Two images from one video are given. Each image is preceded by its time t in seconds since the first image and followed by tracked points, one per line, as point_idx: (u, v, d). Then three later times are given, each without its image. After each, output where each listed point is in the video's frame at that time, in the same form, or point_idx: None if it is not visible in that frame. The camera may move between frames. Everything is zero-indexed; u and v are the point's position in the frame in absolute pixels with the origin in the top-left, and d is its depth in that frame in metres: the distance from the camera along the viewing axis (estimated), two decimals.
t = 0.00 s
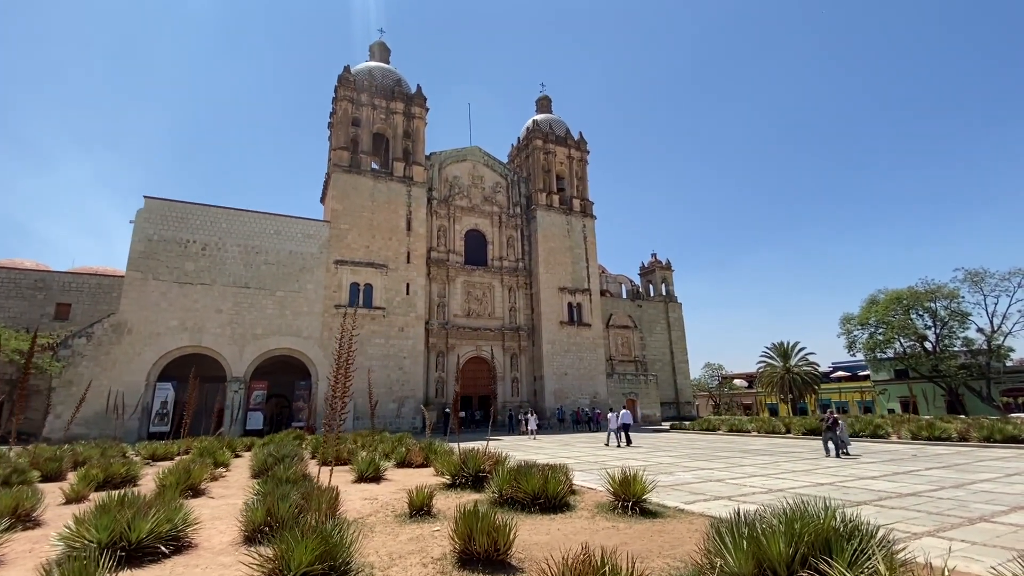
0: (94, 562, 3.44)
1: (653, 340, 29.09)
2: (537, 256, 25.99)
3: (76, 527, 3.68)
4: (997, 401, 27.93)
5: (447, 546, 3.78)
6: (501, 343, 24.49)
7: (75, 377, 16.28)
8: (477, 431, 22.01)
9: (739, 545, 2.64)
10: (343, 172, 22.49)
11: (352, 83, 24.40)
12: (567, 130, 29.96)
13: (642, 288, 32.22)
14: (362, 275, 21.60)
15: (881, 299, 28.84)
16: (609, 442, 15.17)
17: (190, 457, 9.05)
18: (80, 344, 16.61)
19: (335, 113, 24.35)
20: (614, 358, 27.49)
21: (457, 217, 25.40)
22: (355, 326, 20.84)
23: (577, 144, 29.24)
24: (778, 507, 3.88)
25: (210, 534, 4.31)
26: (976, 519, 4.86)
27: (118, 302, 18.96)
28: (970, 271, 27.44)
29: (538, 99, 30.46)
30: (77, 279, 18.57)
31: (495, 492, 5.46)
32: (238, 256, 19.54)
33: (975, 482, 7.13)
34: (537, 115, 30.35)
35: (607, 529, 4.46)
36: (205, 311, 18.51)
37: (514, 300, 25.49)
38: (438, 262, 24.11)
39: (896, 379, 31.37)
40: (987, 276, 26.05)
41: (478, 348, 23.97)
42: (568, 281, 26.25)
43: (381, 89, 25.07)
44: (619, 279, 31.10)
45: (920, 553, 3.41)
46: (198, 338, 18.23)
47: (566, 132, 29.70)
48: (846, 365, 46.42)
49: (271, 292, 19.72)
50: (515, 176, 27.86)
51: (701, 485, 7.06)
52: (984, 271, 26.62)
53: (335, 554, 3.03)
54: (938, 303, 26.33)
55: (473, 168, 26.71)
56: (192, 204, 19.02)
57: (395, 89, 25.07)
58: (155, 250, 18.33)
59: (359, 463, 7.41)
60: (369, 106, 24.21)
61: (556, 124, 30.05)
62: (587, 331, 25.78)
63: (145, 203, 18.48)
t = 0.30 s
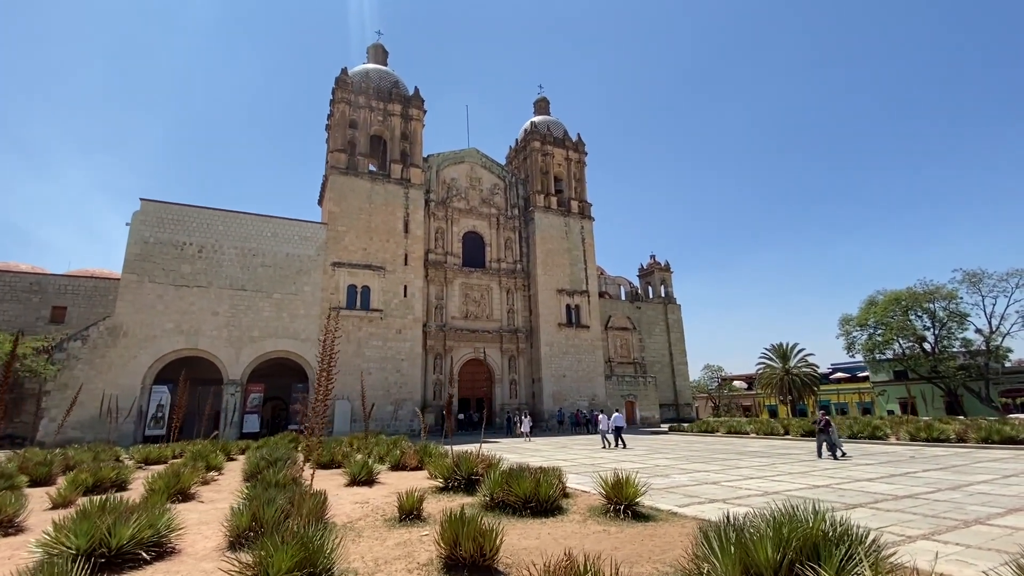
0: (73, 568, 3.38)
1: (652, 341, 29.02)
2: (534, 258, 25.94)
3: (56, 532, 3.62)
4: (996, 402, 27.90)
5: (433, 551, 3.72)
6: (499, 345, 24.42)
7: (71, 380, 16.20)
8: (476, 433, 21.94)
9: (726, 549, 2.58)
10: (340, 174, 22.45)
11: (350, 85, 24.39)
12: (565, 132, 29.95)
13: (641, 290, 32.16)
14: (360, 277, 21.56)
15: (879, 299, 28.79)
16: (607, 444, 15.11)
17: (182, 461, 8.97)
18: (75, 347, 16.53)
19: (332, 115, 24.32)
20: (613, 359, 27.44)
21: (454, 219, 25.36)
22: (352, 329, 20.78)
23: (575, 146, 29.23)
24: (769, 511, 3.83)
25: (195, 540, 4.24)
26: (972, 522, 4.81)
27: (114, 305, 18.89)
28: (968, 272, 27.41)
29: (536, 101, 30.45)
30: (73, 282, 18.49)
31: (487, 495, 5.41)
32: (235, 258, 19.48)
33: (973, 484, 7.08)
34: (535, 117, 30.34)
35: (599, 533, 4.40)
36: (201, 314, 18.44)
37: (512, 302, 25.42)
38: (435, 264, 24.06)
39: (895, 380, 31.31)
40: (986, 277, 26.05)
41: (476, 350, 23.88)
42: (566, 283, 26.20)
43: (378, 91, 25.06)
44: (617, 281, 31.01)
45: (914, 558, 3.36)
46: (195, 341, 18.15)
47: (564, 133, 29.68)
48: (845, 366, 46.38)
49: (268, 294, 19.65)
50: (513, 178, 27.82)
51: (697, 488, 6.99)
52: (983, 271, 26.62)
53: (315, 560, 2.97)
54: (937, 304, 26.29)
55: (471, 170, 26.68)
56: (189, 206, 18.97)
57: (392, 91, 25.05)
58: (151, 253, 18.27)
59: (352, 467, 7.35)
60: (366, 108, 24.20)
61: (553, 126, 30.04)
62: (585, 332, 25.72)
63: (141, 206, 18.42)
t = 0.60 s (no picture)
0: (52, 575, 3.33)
1: (651, 343, 28.94)
2: (533, 259, 25.89)
3: (36, 537, 3.57)
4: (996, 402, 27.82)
5: (418, 556, 3.67)
6: (497, 347, 24.35)
7: (67, 383, 16.15)
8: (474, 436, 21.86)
9: (712, 554, 2.54)
10: (338, 177, 22.41)
11: (348, 87, 24.38)
12: (563, 133, 29.94)
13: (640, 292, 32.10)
14: (357, 279, 21.51)
15: (879, 300, 28.73)
16: (604, 447, 15.05)
17: (176, 465, 8.91)
18: (72, 350, 16.49)
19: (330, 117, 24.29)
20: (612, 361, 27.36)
21: (452, 221, 25.32)
22: (350, 331, 20.73)
23: (573, 148, 29.22)
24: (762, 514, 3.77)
25: (180, 545, 4.18)
26: (969, 525, 4.75)
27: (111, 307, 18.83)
28: (967, 272, 27.37)
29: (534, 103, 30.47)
30: (70, 284, 18.44)
31: (478, 499, 5.36)
32: (232, 261, 19.44)
33: (971, 486, 7.02)
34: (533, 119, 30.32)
35: (589, 537, 4.35)
36: (198, 316, 18.39)
37: (510, 304, 25.36)
38: (433, 265, 24.01)
39: (895, 381, 31.23)
40: (985, 277, 26.01)
41: (474, 352, 23.81)
42: (565, 285, 26.15)
43: (376, 93, 25.04)
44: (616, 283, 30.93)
45: (907, 563, 3.30)
46: (191, 344, 18.09)
47: (562, 135, 29.67)
48: (845, 367, 46.28)
49: (265, 297, 19.60)
50: (511, 180, 27.80)
51: (692, 491, 6.93)
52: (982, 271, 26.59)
53: (295, 566, 2.92)
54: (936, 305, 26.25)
55: (469, 171, 26.64)
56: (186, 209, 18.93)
57: (390, 93, 25.03)
58: (148, 255, 18.21)
59: (345, 470, 7.28)
60: (364, 110, 24.18)
61: (552, 128, 30.04)
62: (584, 334, 25.67)
63: (138, 208, 18.39)
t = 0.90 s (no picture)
0: None
1: (651, 343, 28.84)
2: (532, 261, 25.86)
3: (18, 541, 3.52)
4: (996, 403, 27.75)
5: (406, 558, 3.63)
6: (496, 348, 24.30)
7: (64, 385, 16.08)
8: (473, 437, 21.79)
9: (702, 556, 2.48)
10: (336, 178, 22.37)
11: (346, 88, 24.37)
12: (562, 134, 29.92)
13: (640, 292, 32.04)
14: (355, 280, 21.46)
15: (879, 301, 28.68)
16: (602, 448, 14.98)
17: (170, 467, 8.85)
18: (69, 351, 16.43)
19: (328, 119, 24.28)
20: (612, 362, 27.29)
21: (451, 222, 25.28)
22: (348, 332, 20.69)
23: (572, 148, 29.20)
24: (753, 515, 3.73)
25: (167, 548, 4.13)
26: (967, 526, 4.69)
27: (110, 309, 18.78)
28: (967, 272, 27.31)
29: (532, 104, 30.44)
30: (68, 286, 18.39)
31: (471, 501, 5.30)
32: (230, 262, 19.40)
33: (970, 486, 6.96)
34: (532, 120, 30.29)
35: (582, 539, 4.30)
36: (195, 318, 18.33)
37: (510, 305, 25.30)
38: (432, 267, 23.96)
39: (896, 381, 31.15)
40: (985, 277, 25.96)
41: (473, 354, 23.78)
42: (564, 286, 26.10)
43: (375, 94, 25.02)
44: (616, 283, 30.83)
45: (902, 566, 3.25)
46: (189, 345, 18.04)
47: (561, 136, 29.63)
48: (845, 367, 46.19)
49: (263, 298, 19.55)
50: (510, 181, 27.78)
51: (688, 492, 6.86)
52: (982, 271, 26.51)
53: (277, 568, 2.87)
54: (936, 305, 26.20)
55: (468, 172, 26.61)
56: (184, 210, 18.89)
57: (388, 94, 24.99)
58: (145, 257, 18.16)
59: (339, 472, 7.22)
60: (362, 111, 24.17)
61: (551, 129, 30.01)
62: (583, 335, 25.62)
63: (135, 210, 18.35)
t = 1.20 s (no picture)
0: None
1: (651, 344, 28.71)
2: (531, 261, 25.79)
3: None
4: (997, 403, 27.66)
5: (393, 563, 3.56)
6: (495, 348, 24.24)
7: (61, 387, 16.01)
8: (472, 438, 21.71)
9: (693, 559, 2.41)
10: (334, 178, 22.31)
11: (344, 89, 24.31)
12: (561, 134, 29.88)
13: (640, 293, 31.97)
14: (354, 281, 21.41)
15: (879, 301, 28.60)
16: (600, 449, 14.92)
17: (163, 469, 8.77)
18: (66, 353, 16.38)
19: (326, 120, 24.23)
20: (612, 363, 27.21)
21: (450, 222, 25.21)
22: (346, 333, 20.64)
23: (571, 148, 29.14)
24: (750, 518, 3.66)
25: (154, 552, 4.06)
26: (967, 528, 4.63)
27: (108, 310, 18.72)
28: (968, 272, 27.23)
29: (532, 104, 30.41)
30: (66, 287, 18.34)
31: (464, 503, 5.24)
32: (228, 263, 19.35)
33: (970, 487, 6.89)
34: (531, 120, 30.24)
35: (576, 541, 4.24)
36: (193, 319, 18.28)
37: (509, 306, 25.23)
38: (431, 267, 23.90)
39: (896, 382, 31.08)
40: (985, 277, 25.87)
41: (472, 354, 23.72)
42: (563, 286, 26.03)
43: (373, 94, 24.97)
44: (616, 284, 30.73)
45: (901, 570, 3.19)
46: (187, 346, 17.98)
47: (560, 136, 29.58)
48: (846, 368, 46.10)
49: (261, 299, 19.49)
50: (509, 181, 27.72)
51: (686, 493, 6.79)
52: (983, 271, 26.43)
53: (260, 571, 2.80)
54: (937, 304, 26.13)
55: (467, 173, 26.57)
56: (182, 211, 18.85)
57: (387, 95, 24.93)
58: (143, 258, 18.11)
59: (333, 473, 7.15)
60: (361, 112, 24.11)
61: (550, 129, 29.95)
62: (582, 336, 25.55)
63: (133, 211, 18.30)
